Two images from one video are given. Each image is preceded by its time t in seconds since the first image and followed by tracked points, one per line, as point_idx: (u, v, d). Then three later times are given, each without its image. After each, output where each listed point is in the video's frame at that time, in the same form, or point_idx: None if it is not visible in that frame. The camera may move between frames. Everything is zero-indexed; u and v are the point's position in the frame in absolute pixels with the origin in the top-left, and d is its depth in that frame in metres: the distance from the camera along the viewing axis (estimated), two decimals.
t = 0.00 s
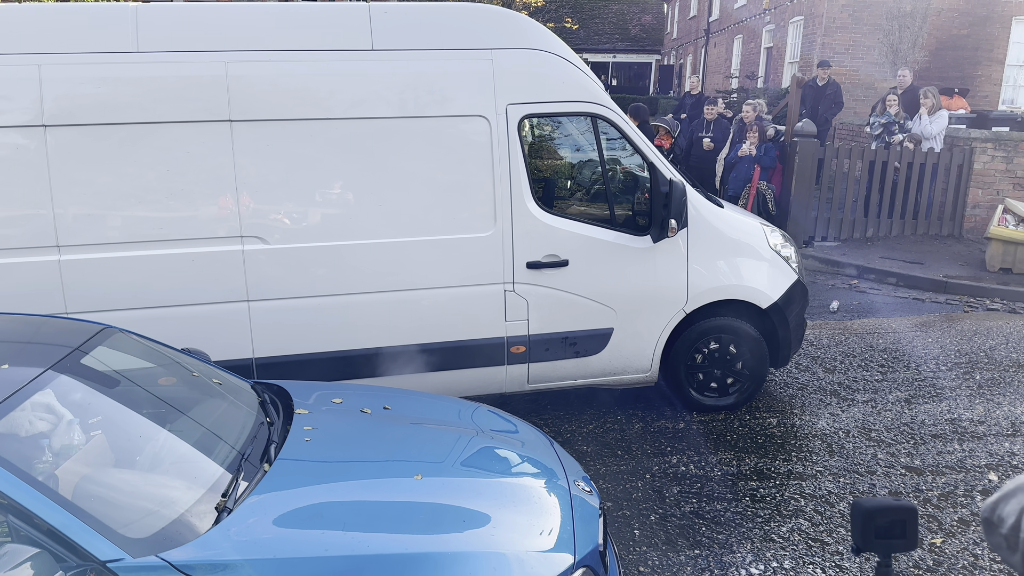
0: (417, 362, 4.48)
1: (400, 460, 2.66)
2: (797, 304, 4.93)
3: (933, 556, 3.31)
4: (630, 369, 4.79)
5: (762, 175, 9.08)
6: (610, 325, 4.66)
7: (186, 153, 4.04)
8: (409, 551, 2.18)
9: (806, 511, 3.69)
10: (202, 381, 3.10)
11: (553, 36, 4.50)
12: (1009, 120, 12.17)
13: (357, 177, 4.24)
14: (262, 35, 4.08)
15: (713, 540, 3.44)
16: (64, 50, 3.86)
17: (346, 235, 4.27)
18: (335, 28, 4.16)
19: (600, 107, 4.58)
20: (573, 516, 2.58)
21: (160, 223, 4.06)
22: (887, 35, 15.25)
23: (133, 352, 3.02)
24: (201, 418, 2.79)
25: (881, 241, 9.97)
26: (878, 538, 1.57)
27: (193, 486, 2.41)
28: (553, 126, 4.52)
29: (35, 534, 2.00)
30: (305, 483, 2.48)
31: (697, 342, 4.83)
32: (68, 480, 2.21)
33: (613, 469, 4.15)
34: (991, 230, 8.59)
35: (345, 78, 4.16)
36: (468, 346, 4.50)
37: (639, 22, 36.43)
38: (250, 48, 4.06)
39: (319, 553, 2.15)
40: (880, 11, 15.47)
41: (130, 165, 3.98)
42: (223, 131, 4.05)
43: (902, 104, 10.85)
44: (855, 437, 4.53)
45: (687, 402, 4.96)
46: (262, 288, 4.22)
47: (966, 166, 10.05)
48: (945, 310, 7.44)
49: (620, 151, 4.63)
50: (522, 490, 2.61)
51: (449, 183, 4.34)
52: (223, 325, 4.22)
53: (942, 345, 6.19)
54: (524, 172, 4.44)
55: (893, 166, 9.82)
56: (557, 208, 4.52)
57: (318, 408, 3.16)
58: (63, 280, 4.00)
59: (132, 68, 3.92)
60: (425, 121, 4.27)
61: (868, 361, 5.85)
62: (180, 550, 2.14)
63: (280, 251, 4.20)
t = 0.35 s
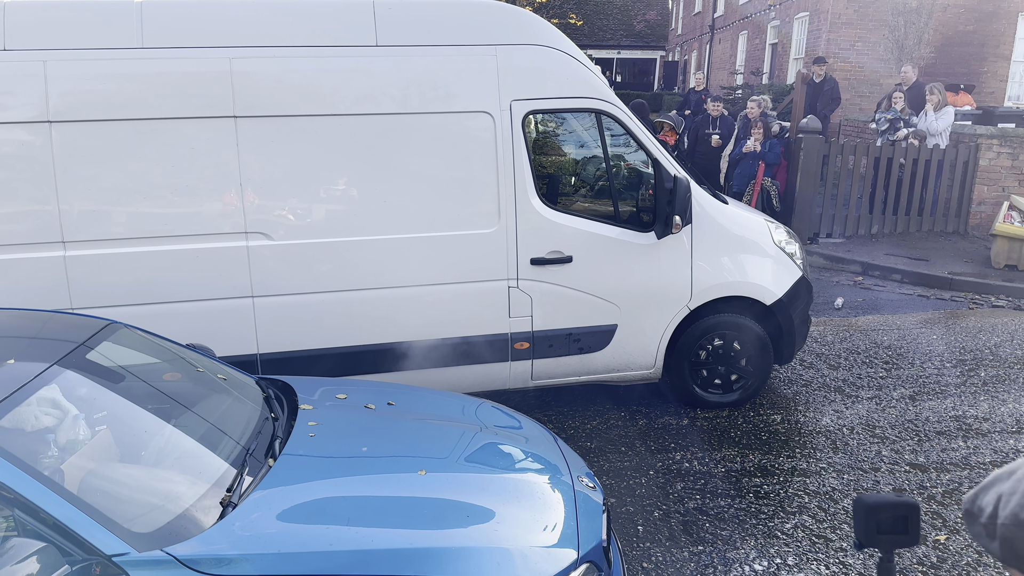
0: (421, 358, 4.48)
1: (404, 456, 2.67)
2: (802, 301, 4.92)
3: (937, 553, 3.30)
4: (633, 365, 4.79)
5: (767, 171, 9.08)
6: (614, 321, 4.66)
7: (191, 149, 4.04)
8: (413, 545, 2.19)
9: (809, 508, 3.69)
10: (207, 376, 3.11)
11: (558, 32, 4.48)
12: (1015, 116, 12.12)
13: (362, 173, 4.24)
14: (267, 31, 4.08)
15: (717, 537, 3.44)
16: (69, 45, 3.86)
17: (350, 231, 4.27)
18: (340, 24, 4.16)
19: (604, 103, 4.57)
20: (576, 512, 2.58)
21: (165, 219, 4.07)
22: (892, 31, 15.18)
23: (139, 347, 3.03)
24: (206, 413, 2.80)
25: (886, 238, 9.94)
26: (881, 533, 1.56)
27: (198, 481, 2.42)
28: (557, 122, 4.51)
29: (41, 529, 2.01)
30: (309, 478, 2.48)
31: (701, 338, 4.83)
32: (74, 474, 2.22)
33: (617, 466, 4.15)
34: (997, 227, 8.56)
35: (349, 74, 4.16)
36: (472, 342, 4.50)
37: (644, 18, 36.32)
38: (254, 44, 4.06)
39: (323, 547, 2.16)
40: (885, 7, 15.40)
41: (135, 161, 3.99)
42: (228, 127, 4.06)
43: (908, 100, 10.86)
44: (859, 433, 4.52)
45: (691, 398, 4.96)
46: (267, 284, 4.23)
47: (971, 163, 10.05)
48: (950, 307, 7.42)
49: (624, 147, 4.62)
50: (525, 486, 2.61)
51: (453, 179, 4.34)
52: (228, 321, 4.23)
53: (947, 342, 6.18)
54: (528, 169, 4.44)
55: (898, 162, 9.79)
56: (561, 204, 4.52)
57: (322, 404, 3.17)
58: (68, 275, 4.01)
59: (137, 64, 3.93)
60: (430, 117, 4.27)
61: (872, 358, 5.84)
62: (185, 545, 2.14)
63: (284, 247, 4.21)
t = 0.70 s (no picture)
0: (426, 353, 4.49)
1: (409, 450, 2.67)
2: (806, 297, 4.92)
3: (941, 549, 3.30)
4: (638, 361, 4.79)
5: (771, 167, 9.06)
6: (618, 317, 4.66)
7: (197, 144, 4.05)
8: (418, 539, 2.19)
9: (813, 503, 3.69)
10: (213, 370, 3.12)
11: (562, 27, 4.48)
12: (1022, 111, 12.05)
13: (367, 168, 4.25)
14: (272, 26, 4.09)
15: (721, 532, 3.45)
16: (75, 40, 3.87)
17: (355, 226, 4.28)
18: (345, 19, 4.16)
19: (609, 98, 4.57)
20: (580, 507, 2.59)
21: (170, 214, 4.09)
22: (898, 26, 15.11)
23: (145, 341, 3.04)
24: (212, 407, 2.81)
25: (891, 234, 9.90)
26: (899, 532, 1.56)
27: (203, 474, 2.43)
28: (562, 118, 4.52)
29: (49, 521, 2.03)
30: (314, 472, 2.49)
31: (705, 334, 4.82)
32: (81, 467, 2.23)
33: (621, 461, 4.16)
34: (1003, 223, 8.52)
35: (354, 69, 4.16)
36: (477, 337, 4.51)
37: (649, 13, 36.21)
38: (259, 39, 4.07)
39: (329, 540, 2.17)
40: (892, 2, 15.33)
41: (141, 156, 4.00)
42: (233, 122, 4.06)
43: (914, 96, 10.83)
44: (863, 429, 4.52)
45: (695, 393, 4.96)
46: (272, 279, 4.24)
47: (977, 159, 9.96)
48: (955, 303, 7.40)
49: (629, 142, 4.62)
50: (530, 480, 2.62)
51: (458, 174, 4.34)
52: (233, 316, 4.24)
53: (952, 338, 6.17)
54: (533, 164, 4.44)
55: (904, 158, 9.75)
56: (565, 199, 4.52)
57: (328, 398, 3.18)
58: (75, 270, 4.03)
59: (143, 59, 3.94)
60: (434, 112, 4.27)
61: (877, 354, 5.83)
62: (192, 537, 2.16)
63: (289, 242, 4.22)
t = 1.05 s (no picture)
0: (431, 345, 4.50)
1: (414, 441, 2.69)
2: (811, 291, 4.91)
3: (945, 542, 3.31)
4: (642, 354, 4.80)
5: (776, 161, 9.11)
6: (623, 310, 4.67)
7: (203, 137, 4.06)
8: (424, 529, 2.21)
9: (817, 496, 3.70)
10: (220, 362, 3.14)
11: (568, 20, 4.48)
12: None
13: (373, 161, 4.26)
14: (277, 19, 4.09)
15: (725, 524, 3.46)
16: (81, 33, 3.88)
17: (360, 219, 4.29)
18: (350, 12, 4.16)
19: (614, 91, 4.57)
20: (585, 498, 2.60)
21: (176, 207, 4.10)
22: (905, 19, 15.02)
23: (152, 332, 3.06)
24: (219, 398, 2.83)
25: (896, 228, 9.88)
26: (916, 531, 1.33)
27: (210, 465, 2.45)
28: (567, 111, 4.51)
29: (58, 509, 2.05)
30: (321, 463, 2.51)
31: (710, 328, 4.83)
32: (89, 457, 2.25)
33: (625, 453, 4.17)
34: (1009, 217, 8.49)
35: (361, 62, 4.16)
36: (481, 330, 4.52)
37: (654, 6, 36.07)
38: (265, 32, 4.07)
39: (335, 530, 2.18)
40: None
41: (147, 149, 4.02)
42: (240, 115, 4.07)
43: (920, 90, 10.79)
44: (868, 423, 4.52)
45: (699, 387, 4.96)
46: (278, 272, 4.26)
47: (983, 153, 9.97)
48: (960, 297, 7.39)
49: (634, 136, 4.62)
50: (535, 472, 2.63)
51: (463, 168, 4.35)
52: (238, 308, 4.26)
53: (957, 332, 6.16)
54: (538, 158, 4.44)
55: (909, 152, 9.73)
56: (570, 193, 4.52)
57: (334, 389, 3.20)
58: (82, 262, 4.05)
59: (149, 52, 3.95)
60: (440, 105, 4.27)
61: (882, 347, 5.82)
62: (199, 527, 2.17)
63: (295, 235, 4.24)
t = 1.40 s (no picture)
0: (433, 336, 4.52)
1: (417, 430, 2.72)
2: (813, 283, 4.93)
3: (944, 532, 3.33)
4: (644, 346, 4.82)
5: (779, 153, 9.07)
6: (625, 302, 4.69)
7: (208, 129, 4.09)
8: (425, 515, 2.23)
9: (817, 487, 3.72)
10: (225, 352, 3.17)
11: (572, 13, 4.49)
12: None
13: (376, 153, 4.27)
14: (281, 11, 4.10)
15: (725, 513, 3.49)
16: (87, 25, 3.90)
17: (364, 211, 4.31)
18: (354, 4, 4.17)
19: (618, 84, 4.58)
20: (585, 487, 2.63)
21: (181, 198, 4.13)
22: (910, 12, 14.94)
23: (157, 322, 3.09)
24: (224, 387, 2.86)
25: (900, 221, 9.86)
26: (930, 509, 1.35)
27: (215, 453, 2.48)
28: (571, 104, 4.53)
29: (66, 494, 2.08)
30: (325, 451, 2.54)
31: (711, 320, 4.85)
32: (95, 444, 2.28)
33: (626, 444, 4.20)
34: (1013, 210, 8.47)
35: (364, 54, 4.18)
36: (484, 321, 4.55)
37: None
38: (269, 23, 4.08)
39: (338, 516, 2.21)
40: None
41: (152, 140, 4.04)
42: (244, 107, 4.09)
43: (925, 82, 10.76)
44: (868, 414, 4.54)
45: (700, 379, 4.98)
46: (282, 263, 4.29)
47: (987, 146, 9.93)
48: (963, 291, 7.38)
49: (637, 129, 4.63)
50: (536, 460, 2.66)
51: (466, 160, 4.37)
52: (243, 298, 4.29)
53: (959, 325, 6.17)
54: (541, 151, 4.46)
55: (913, 145, 9.71)
56: (574, 185, 4.54)
57: (337, 379, 3.23)
58: (87, 252, 4.08)
59: (154, 44, 3.97)
60: (443, 97, 4.29)
61: (883, 340, 5.83)
62: (204, 512, 2.21)
63: (299, 227, 4.26)
